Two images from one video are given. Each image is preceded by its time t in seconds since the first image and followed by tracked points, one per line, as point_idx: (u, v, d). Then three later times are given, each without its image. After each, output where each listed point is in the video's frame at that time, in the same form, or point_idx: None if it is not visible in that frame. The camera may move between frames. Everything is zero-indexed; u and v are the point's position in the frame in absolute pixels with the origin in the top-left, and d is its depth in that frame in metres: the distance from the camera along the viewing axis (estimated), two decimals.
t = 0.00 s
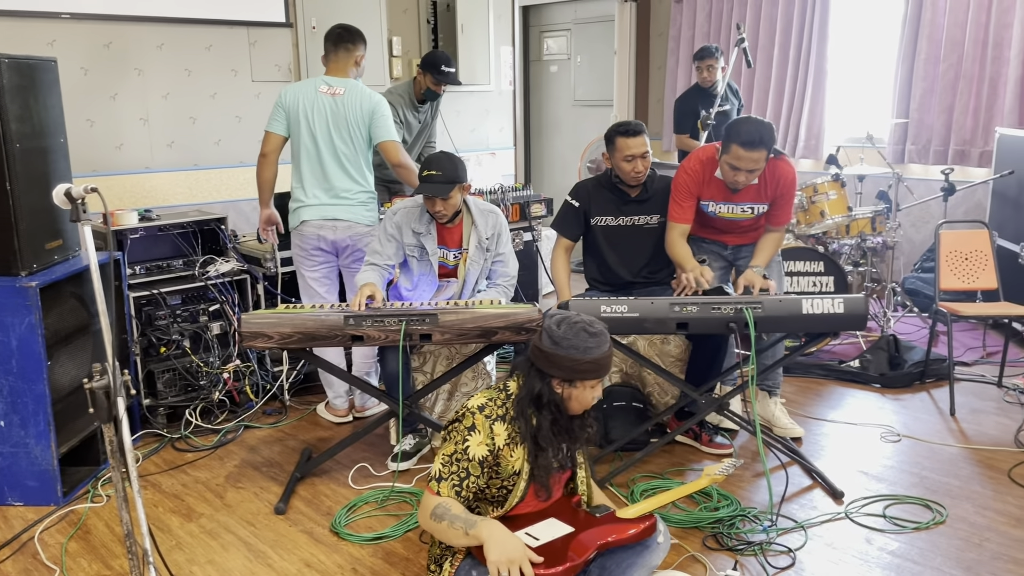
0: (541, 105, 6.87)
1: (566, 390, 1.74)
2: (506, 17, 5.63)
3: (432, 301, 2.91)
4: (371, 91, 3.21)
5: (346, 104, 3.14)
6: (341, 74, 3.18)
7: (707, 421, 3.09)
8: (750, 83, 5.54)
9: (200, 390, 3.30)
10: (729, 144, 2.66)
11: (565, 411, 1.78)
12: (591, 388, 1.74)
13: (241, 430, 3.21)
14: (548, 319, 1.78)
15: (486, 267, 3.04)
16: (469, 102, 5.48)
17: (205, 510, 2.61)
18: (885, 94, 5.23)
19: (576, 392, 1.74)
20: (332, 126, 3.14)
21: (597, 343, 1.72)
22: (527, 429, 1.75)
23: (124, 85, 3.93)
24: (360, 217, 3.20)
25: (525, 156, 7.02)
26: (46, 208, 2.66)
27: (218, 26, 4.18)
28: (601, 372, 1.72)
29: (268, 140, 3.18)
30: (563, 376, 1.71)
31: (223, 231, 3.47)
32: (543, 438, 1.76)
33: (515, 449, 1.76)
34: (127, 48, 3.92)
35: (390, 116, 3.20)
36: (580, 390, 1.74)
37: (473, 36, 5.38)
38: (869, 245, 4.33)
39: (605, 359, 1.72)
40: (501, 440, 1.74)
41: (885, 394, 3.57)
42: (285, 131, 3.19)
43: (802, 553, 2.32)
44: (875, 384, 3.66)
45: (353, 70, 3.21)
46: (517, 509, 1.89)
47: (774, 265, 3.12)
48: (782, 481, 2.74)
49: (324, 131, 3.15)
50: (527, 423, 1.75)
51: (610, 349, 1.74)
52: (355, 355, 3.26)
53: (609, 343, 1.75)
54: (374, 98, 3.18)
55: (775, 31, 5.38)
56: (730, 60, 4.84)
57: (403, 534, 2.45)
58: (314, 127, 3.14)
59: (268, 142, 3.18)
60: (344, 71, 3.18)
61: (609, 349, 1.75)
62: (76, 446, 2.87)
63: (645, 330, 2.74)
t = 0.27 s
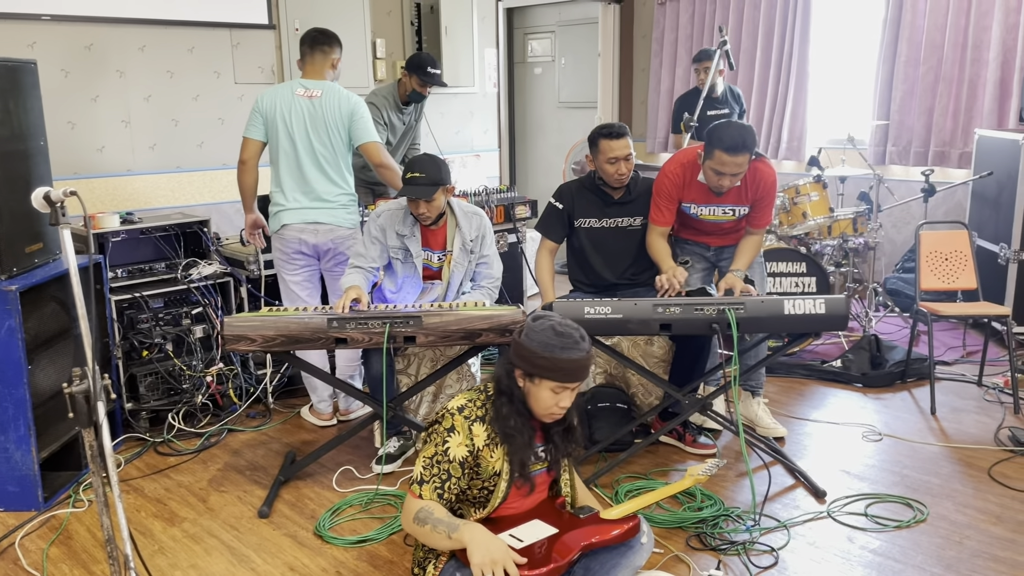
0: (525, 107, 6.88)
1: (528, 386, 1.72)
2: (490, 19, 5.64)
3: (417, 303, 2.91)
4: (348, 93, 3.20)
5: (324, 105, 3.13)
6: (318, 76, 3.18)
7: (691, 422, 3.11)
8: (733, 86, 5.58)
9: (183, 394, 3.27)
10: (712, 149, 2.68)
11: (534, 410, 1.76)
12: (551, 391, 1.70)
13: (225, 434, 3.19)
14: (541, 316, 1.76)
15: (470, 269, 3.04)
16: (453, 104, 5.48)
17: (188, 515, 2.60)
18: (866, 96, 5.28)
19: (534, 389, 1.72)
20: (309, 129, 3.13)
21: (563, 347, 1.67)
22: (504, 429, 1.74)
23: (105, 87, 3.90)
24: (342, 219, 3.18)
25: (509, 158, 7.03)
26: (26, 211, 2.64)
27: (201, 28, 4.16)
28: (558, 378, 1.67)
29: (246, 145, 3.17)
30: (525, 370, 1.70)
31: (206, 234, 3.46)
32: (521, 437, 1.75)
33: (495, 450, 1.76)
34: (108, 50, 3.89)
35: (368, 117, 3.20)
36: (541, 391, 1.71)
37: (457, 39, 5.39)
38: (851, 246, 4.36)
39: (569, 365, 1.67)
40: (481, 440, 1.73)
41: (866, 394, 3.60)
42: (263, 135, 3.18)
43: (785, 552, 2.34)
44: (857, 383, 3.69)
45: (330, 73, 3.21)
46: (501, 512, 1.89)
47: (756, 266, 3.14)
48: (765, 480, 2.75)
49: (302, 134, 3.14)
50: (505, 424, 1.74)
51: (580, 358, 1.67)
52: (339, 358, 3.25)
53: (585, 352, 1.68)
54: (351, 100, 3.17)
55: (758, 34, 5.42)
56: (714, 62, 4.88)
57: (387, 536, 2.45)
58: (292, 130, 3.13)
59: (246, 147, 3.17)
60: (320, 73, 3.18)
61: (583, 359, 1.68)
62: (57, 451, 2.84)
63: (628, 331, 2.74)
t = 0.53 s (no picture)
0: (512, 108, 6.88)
1: (502, 385, 1.74)
2: (477, 21, 5.64)
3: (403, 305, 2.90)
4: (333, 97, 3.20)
5: (308, 109, 3.13)
6: (301, 80, 3.18)
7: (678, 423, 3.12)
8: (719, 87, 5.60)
9: (169, 397, 3.25)
10: (694, 152, 2.69)
11: (509, 410, 1.76)
12: (525, 394, 1.71)
13: (210, 437, 3.17)
14: (523, 320, 1.77)
15: (457, 271, 3.04)
16: (440, 105, 5.47)
17: (174, 519, 2.58)
18: (851, 98, 5.31)
19: (508, 391, 1.73)
20: (294, 133, 3.13)
21: (537, 351, 1.68)
22: (485, 431, 1.73)
23: (89, 89, 3.88)
24: (327, 224, 3.19)
25: (497, 159, 7.03)
26: (8, 214, 2.62)
27: (185, 30, 4.14)
28: (530, 380, 1.68)
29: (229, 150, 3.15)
30: (501, 369, 1.72)
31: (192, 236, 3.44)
32: (503, 440, 1.75)
33: (478, 453, 1.76)
34: (92, 52, 3.87)
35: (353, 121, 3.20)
36: (513, 392, 1.72)
37: (444, 41, 5.39)
38: (836, 247, 4.39)
39: (540, 369, 1.67)
40: (463, 443, 1.74)
41: (852, 394, 3.62)
42: (246, 140, 3.16)
43: (771, 552, 2.35)
44: (842, 383, 3.71)
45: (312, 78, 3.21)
46: (487, 515, 1.89)
47: (742, 268, 3.15)
48: (751, 481, 2.76)
49: (287, 138, 3.13)
50: (486, 426, 1.74)
51: (553, 363, 1.68)
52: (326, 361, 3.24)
53: (559, 358, 1.69)
54: (335, 104, 3.17)
55: (744, 36, 5.45)
56: (700, 64, 4.89)
57: (374, 539, 2.44)
58: (276, 134, 3.12)
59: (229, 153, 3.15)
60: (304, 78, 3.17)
61: (556, 364, 1.68)
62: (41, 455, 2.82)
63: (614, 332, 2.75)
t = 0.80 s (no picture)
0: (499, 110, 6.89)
1: (481, 386, 1.75)
2: (464, 23, 5.64)
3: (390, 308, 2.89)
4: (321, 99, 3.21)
5: (297, 111, 3.12)
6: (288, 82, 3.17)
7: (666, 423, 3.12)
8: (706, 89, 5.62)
9: (154, 401, 3.24)
10: (678, 152, 2.70)
11: (488, 412, 1.76)
12: (503, 397, 1.71)
13: (197, 441, 3.16)
14: (503, 322, 1.77)
15: (444, 273, 3.04)
16: (428, 107, 5.46)
17: (160, 523, 2.57)
18: (836, 100, 5.34)
19: (487, 393, 1.73)
20: (284, 134, 3.12)
21: (515, 354, 1.68)
22: (468, 433, 1.74)
23: (74, 91, 3.85)
24: (319, 226, 3.19)
25: (485, 161, 7.03)
26: None
27: (171, 31, 4.12)
28: (507, 384, 1.68)
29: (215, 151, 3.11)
30: (480, 371, 1.73)
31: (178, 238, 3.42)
32: (485, 442, 1.75)
33: (462, 455, 1.76)
34: (77, 54, 3.84)
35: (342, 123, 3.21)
36: (491, 394, 1.72)
37: (431, 43, 5.38)
38: (822, 248, 4.41)
39: (517, 373, 1.67)
40: (447, 446, 1.73)
41: (838, 394, 3.64)
42: (234, 141, 3.13)
43: (758, 552, 2.35)
44: (829, 384, 3.73)
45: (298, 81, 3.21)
46: (474, 517, 1.89)
47: (728, 269, 3.17)
48: (738, 482, 2.77)
49: (277, 139, 3.12)
50: (469, 429, 1.74)
51: (530, 367, 1.67)
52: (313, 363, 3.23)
53: (537, 361, 1.68)
54: (324, 104, 3.17)
55: (730, 38, 5.47)
56: (687, 66, 4.91)
57: (361, 543, 2.44)
58: (266, 136, 3.11)
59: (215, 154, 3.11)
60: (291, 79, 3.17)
61: (534, 368, 1.68)
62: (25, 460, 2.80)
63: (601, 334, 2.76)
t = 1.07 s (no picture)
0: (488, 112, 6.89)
1: (461, 388, 1.75)
2: (452, 25, 5.64)
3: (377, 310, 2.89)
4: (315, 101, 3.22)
5: (293, 112, 3.13)
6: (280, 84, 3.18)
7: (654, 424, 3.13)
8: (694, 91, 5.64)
9: (140, 405, 3.23)
10: (662, 153, 2.71)
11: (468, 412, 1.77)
12: (482, 400, 1.72)
13: (183, 445, 3.14)
14: (484, 325, 1.77)
15: (432, 275, 3.03)
16: (416, 109, 5.46)
17: (146, 528, 2.55)
18: (823, 102, 5.37)
19: (466, 396, 1.74)
20: (279, 135, 3.11)
21: (492, 358, 1.68)
22: (451, 436, 1.74)
23: (58, 93, 3.83)
24: (312, 227, 3.19)
25: (473, 163, 7.03)
26: None
27: (157, 33, 4.10)
28: (485, 387, 1.69)
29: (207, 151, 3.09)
30: (460, 373, 1.73)
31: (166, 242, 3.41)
32: (468, 444, 1.75)
33: (446, 458, 1.76)
34: (62, 56, 3.82)
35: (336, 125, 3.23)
36: (470, 396, 1.73)
37: (419, 45, 5.38)
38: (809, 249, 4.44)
39: (495, 376, 1.68)
40: (430, 448, 1.73)
41: (825, 395, 3.66)
42: (226, 141, 3.10)
43: (746, 553, 2.36)
44: (816, 384, 3.74)
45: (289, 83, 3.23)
46: (461, 519, 1.88)
47: (716, 270, 3.17)
48: (725, 482, 2.78)
49: (271, 140, 3.11)
50: (451, 431, 1.74)
51: (507, 371, 1.68)
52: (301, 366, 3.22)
53: (516, 365, 1.68)
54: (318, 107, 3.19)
55: (717, 40, 5.49)
56: (674, 69, 4.93)
57: (349, 546, 2.43)
58: (262, 136, 3.10)
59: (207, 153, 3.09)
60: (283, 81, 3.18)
61: (512, 372, 1.68)
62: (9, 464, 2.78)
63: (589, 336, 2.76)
